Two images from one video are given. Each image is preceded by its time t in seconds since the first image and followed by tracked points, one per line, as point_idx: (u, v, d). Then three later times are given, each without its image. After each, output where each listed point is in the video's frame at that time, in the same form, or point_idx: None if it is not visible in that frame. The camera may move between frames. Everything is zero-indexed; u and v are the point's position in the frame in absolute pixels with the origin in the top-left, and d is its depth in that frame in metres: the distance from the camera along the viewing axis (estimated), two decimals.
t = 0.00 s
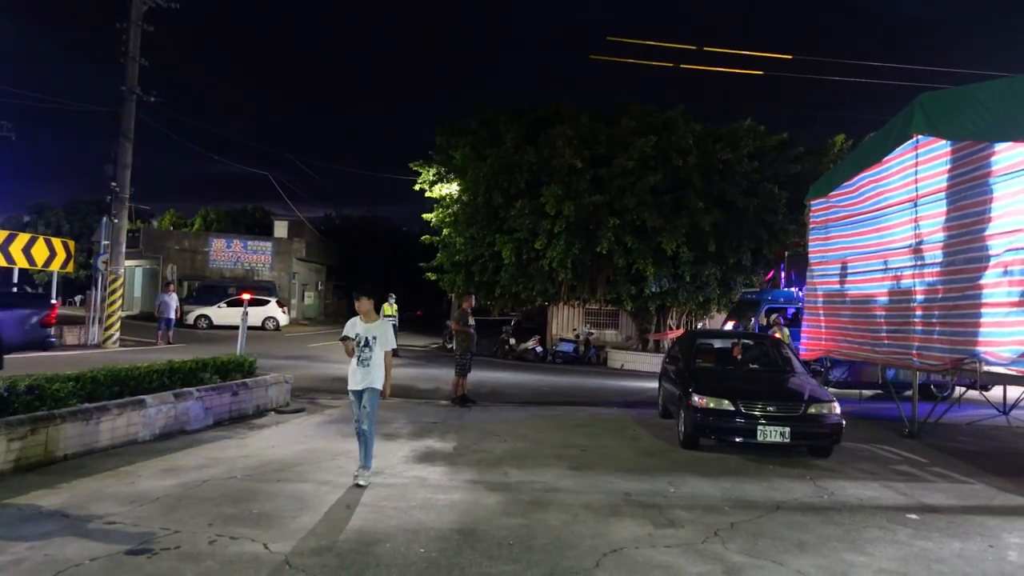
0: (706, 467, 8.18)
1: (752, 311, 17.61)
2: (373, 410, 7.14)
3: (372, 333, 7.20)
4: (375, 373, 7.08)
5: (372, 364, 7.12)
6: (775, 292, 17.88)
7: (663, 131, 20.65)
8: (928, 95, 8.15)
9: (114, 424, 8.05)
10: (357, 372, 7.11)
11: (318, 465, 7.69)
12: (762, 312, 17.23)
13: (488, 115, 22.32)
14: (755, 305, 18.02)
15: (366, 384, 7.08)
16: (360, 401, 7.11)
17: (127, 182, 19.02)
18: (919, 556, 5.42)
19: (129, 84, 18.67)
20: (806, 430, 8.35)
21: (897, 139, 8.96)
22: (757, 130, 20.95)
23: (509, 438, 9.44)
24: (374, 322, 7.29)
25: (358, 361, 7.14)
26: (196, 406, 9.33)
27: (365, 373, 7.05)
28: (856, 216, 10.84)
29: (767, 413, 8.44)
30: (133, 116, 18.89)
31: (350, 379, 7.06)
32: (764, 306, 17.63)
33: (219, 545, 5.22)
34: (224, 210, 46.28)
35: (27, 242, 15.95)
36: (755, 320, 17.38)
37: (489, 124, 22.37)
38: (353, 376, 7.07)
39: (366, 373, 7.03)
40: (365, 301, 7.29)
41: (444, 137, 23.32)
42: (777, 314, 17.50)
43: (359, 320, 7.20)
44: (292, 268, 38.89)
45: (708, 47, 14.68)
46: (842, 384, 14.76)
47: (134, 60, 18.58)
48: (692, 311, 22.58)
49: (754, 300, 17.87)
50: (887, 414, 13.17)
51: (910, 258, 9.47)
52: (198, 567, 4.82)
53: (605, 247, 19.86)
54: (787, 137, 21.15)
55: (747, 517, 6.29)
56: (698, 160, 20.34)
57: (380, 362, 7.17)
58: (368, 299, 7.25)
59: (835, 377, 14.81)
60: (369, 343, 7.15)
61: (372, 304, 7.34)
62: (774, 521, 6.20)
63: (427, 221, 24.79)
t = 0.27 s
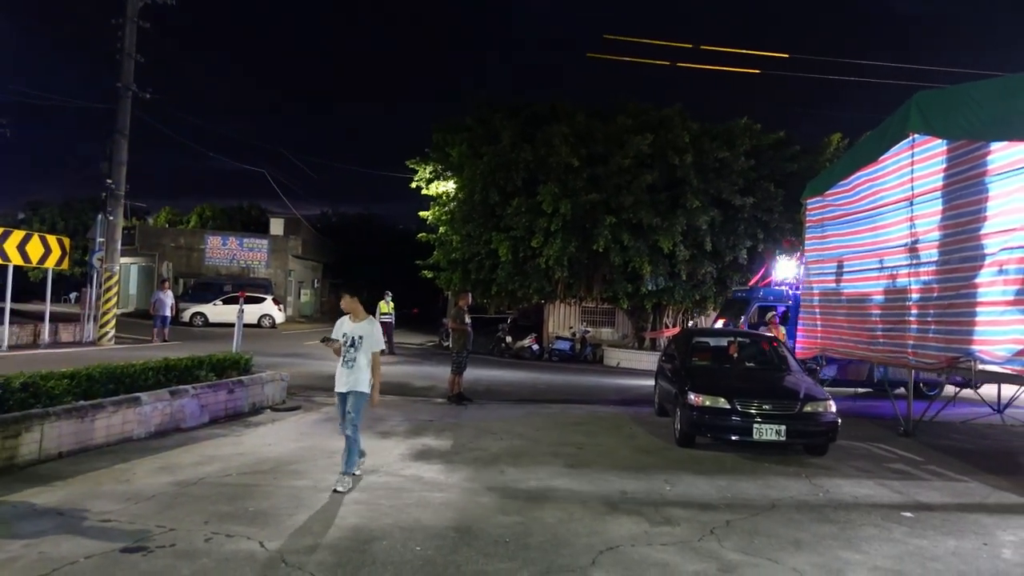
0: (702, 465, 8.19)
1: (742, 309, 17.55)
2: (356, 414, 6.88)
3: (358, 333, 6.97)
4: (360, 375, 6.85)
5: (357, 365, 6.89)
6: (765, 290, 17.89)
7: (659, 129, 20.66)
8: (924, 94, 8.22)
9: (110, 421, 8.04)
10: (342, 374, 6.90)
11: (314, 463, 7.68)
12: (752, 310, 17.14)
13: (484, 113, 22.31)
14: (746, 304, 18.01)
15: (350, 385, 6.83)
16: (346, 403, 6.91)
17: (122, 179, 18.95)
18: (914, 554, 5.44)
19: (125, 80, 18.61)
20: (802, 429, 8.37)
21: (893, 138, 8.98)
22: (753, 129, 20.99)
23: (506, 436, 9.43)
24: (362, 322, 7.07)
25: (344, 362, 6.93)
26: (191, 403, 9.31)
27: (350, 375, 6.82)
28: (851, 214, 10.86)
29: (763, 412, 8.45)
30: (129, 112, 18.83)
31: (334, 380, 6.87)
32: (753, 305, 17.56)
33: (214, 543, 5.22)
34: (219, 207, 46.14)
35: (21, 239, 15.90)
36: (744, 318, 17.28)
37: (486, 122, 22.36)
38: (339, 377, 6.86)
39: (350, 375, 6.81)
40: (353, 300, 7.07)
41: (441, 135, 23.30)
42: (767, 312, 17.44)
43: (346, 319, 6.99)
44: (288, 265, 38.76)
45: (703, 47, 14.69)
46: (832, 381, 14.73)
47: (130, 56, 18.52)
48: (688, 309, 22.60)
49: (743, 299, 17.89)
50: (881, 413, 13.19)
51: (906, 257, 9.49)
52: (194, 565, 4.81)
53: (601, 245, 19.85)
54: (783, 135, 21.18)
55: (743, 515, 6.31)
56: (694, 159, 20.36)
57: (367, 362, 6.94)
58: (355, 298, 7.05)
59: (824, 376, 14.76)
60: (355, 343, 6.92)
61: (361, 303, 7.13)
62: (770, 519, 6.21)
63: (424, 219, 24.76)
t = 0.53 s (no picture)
0: (698, 462, 8.20)
1: (733, 306, 17.55)
2: (346, 413, 6.78)
3: (342, 329, 6.84)
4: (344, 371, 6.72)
5: (342, 362, 6.78)
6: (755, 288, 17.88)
7: (656, 127, 20.65)
8: (921, 91, 8.17)
9: (106, 418, 8.02)
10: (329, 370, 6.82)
11: (310, 460, 7.68)
12: (743, 306, 17.09)
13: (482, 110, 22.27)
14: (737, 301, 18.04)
15: (335, 382, 6.74)
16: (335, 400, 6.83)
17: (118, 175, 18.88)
18: (909, 551, 5.45)
19: (121, 76, 18.53)
20: (798, 426, 8.38)
21: (890, 136, 8.98)
22: (751, 126, 20.99)
23: (503, 433, 9.43)
24: (348, 316, 6.93)
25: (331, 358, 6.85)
26: (188, 400, 9.29)
27: (333, 372, 6.73)
28: (848, 212, 10.88)
29: (760, 409, 8.46)
30: (125, 108, 18.76)
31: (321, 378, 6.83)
32: (744, 302, 17.56)
33: (210, 541, 5.21)
34: (216, 204, 46.04)
35: (17, 235, 15.85)
36: (736, 315, 17.23)
37: (483, 119, 22.32)
38: (325, 374, 6.79)
39: (334, 372, 6.72)
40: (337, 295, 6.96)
41: (438, 132, 23.27)
42: (757, 309, 17.43)
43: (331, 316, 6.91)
44: (285, 262, 38.67)
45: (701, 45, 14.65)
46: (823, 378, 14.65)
47: (126, 52, 18.45)
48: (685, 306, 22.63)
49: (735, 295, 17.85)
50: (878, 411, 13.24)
51: (902, 255, 9.50)
52: (191, 562, 4.80)
53: (598, 243, 19.84)
54: (780, 133, 21.19)
55: (740, 512, 6.31)
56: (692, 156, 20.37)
57: (352, 358, 6.80)
58: (340, 292, 6.91)
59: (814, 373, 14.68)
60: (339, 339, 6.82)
61: (347, 297, 6.99)
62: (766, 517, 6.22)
63: (421, 216, 24.74)
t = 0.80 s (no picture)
0: (697, 461, 8.20)
1: (726, 305, 17.76)
2: (334, 419, 6.49)
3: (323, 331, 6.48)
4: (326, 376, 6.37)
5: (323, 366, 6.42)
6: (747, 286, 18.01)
7: (655, 126, 20.65)
8: (919, 90, 8.16)
9: (104, 418, 8.01)
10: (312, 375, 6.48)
11: (309, 459, 7.67)
12: (735, 306, 17.33)
13: (480, 109, 22.26)
14: (729, 300, 18.17)
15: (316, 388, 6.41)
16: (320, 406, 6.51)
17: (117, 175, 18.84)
18: (908, 549, 5.45)
19: (119, 75, 18.50)
20: (797, 425, 8.39)
21: (889, 135, 8.98)
22: (749, 125, 21.00)
23: (502, 433, 9.42)
24: (331, 317, 6.57)
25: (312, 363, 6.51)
26: (186, 400, 9.28)
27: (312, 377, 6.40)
28: (847, 211, 10.88)
29: (759, 408, 8.47)
30: (123, 108, 18.73)
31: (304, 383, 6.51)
32: (737, 301, 17.67)
33: (209, 540, 5.21)
34: (214, 203, 46.00)
35: (15, 236, 15.82)
36: (728, 313, 17.39)
37: (481, 118, 22.32)
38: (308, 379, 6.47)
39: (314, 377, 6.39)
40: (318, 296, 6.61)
41: (436, 131, 23.25)
42: (750, 307, 17.49)
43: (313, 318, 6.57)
44: (283, 262, 38.66)
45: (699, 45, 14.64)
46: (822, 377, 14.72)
47: (124, 51, 18.42)
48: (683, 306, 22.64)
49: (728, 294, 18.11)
50: (877, 409, 13.26)
51: (901, 254, 9.51)
52: (190, 562, 4.80)
53: (597, 242, 19.84)
54: (778, 132, 21.20)
55: (738, 511, 6.32)
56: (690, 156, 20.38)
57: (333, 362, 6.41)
58: (320, 292, 6.56)
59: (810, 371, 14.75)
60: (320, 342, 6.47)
61: (329, 297, 6.62)
62: (765, 515, 6.22)
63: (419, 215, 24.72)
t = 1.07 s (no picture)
0: (696, 461, 8.21)
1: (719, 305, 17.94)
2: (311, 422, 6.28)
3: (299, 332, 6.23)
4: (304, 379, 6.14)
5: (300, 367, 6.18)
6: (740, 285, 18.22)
7: (653, 126, 20.65)
8: (916, 89, 8.18)
9: (102, 420, 8.00)
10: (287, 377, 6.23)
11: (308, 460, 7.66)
12: (727, 305, 17.51)
13: (478, 109, 22.26)
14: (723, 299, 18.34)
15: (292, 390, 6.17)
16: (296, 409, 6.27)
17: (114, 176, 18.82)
18: (906, 548, 5.46)
19: (116, 77, 18.49)
20: (795, 424, 8.40)
21: (887, 134, 8.98)
22: (747, 125, 21.01)
23: (501, 433, 9.42)
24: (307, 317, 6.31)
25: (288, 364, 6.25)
26: (184, 401, 9.28)
27: (288, 380, 6.17)
28: (845, 210, 10.89)
29: (757, 407, 8.47)
30: (120, 109, 18.72)
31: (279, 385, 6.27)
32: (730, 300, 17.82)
33: (208, 542, 5.20)
34: (213, 204, 46.00)
35: (13, 237, 15.80)
36: (722, 313, 17.50)
37: (479, 118, 22.31)
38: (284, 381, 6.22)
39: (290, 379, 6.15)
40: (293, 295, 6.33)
41: (435, 131, 23.24)
42: (744, 307, 17.61)
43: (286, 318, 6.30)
44: (282, 263, 38.65)
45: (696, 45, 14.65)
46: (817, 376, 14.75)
47: (122, 53, 18.41)
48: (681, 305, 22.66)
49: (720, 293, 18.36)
50: (874, 408, 13.27)
51: (899, 253, 9.51)
52: (188, 563, 4.80)
53: (595, 242, 19.84)
54: (776, 131, 21.21)
55: (737, 510, 6.33)
56: (688, 155, 20.40)
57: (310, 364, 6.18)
58: (296, 290, 6.30)
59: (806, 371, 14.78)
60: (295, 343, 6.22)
61: (305, 295, 6.36)
62: (763, 514, 6.23)
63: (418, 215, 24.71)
